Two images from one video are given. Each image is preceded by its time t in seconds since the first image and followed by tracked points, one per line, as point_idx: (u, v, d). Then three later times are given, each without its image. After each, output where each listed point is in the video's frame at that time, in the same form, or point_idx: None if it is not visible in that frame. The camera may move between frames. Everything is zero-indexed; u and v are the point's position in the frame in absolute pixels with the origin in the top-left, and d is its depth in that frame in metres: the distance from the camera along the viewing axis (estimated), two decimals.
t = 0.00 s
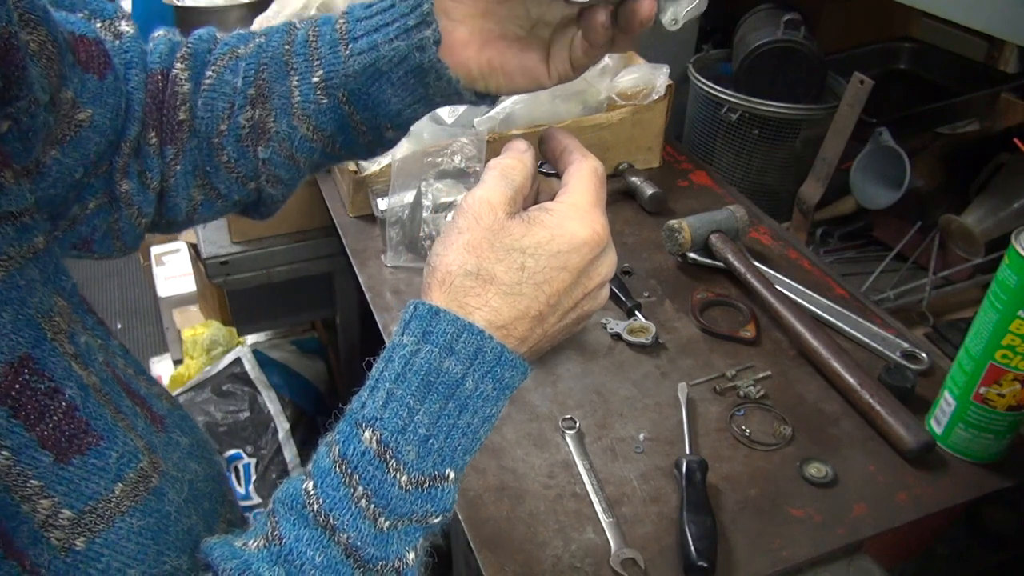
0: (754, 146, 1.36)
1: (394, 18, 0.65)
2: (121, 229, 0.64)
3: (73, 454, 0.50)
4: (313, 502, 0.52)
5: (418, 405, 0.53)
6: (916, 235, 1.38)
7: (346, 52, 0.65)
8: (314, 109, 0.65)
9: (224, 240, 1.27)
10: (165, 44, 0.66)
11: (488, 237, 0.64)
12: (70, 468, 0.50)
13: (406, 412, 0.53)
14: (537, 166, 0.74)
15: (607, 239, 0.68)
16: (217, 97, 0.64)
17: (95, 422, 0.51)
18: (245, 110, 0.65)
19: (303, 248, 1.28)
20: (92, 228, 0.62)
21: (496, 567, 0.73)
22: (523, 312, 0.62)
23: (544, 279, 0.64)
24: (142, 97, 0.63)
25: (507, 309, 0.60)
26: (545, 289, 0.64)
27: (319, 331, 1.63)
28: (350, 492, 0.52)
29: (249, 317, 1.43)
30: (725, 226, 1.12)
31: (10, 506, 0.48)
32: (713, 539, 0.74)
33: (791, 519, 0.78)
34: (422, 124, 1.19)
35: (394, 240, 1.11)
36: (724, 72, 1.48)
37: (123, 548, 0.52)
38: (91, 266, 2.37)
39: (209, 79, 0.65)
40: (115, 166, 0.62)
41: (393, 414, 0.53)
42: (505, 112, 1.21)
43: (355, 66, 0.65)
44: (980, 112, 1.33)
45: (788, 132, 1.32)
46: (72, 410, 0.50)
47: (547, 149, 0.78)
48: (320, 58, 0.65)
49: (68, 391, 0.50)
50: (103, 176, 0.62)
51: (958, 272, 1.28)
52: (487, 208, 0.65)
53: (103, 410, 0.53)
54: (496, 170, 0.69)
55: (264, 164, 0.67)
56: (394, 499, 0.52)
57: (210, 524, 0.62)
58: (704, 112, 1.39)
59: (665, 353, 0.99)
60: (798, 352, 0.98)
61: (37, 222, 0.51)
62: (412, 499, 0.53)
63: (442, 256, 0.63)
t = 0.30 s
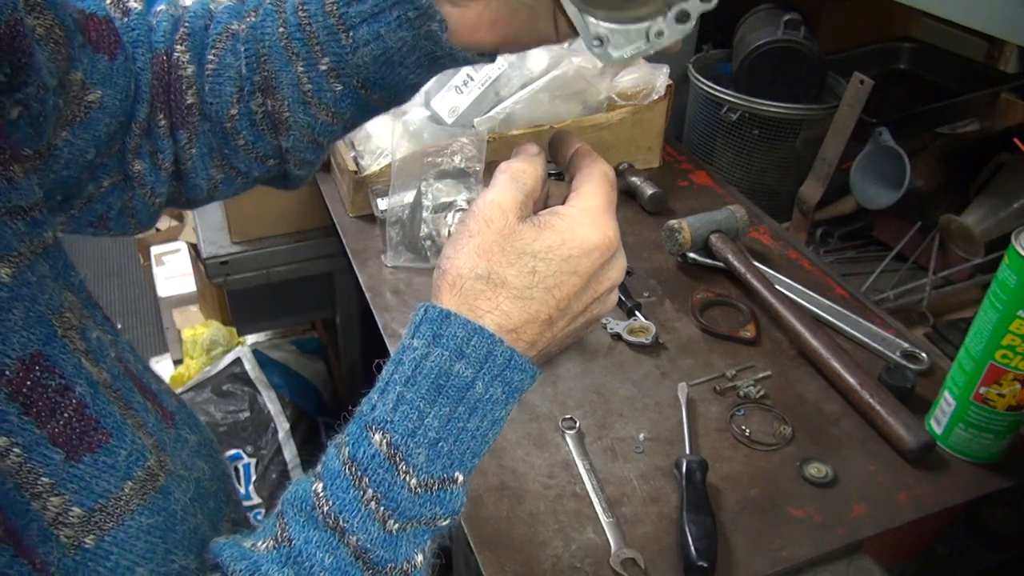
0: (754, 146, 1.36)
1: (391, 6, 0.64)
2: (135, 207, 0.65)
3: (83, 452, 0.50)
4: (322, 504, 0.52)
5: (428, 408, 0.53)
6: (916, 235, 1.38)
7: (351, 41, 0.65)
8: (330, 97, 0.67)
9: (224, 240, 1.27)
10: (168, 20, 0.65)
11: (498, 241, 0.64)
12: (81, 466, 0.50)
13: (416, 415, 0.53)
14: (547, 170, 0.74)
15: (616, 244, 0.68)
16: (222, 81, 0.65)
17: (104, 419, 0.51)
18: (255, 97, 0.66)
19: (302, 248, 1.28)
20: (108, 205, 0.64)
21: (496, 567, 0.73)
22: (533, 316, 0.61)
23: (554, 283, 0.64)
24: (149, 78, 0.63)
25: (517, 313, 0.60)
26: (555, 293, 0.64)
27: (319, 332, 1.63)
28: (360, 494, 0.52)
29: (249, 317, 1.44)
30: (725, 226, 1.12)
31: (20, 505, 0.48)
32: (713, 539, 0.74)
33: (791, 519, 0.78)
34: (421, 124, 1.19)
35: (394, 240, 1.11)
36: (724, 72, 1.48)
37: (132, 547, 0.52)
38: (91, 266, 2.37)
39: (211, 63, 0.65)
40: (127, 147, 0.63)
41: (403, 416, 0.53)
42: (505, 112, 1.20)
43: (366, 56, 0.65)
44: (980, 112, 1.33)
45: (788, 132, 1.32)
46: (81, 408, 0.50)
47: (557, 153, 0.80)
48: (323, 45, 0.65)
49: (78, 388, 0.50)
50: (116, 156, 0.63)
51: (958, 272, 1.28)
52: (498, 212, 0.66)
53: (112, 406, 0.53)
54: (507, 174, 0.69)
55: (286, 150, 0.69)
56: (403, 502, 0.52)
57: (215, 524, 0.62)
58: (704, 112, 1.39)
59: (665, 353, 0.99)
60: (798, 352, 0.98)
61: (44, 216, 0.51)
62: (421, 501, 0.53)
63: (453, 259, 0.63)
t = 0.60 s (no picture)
0: (754, 146, 1.36)
1: (382, 15, 0.63)
2: (137, 204, 0.66)
3: (92, 449, 0.50)
4: (330, 503, 0.52)
5: (436, 407, 0.54)
6: (916, 235, 1.38)
7: (349, 49, 0.65)
8: (330, 100, 0.67)
9: (224, 240, 1.27)
10: (166, 17, 0.65)
11: (505, 240, 0.64)
12: (90, 463, 0.50)
13: (424, 414, 0.53)
14: (552, 169, 0.74)
15: (623, 244, 0.68)
16: (219, 83, 0.65)
17: (112, 416, 0.51)
18: (253, 101, 0.66)
19: (302, 248, 1.28)
20: (109, 202, 0.64)
21: (496, 567, 0.73)
22: (539, 316, 0.61)
23: (560, 283, 0.64)
24: (148, 77, 0.63)
25: (523, 314, 0.60)
26: (561, 292, 0.64)
27: (319, 332, 1.61)
28: (368, 493, 0.52)
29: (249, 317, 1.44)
30: (725, 226, 1.12)
31: (30, 503, 0.48)
32: (713, 539, 0.74)
33: (791, 519, 0.78)
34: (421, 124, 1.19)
35: (394, 240, 1.11)
36: (724, 72, 1.48)
37: (140, 544, 0.52)
38: (91, 267, 2.37)
39: (207, 65, 0.65)
40: (127, 145, 0.63)
41: (411, 415, 0.53)
42: (505, 112, 1.20)
43: (363, 63, 0.65)
44: (980, 112, 1.33)
45: (788, 133, 1.32)
46: (90, 405, 0.50)
47: (563, 152, 0.77)
48: (318, 52, 0.65)
49: (86, 385, 0.50)
50: (116, 154, 0.63)
51: (958, 272, 1.28)
52: (505, 211, 0.65)
53: (119, 404, 0.53)
54: (513, 173, 0.69)
55: (289, 152, 0.70)
56: (411, 500, 0.52)
57: (220, 522, 0.62)
58: (704, 112, 1.39)
59: (665, 353, 0.99)
60: (798, 352, 0.98)
61: (49, 215, 0.52)
62: (428, 500, 0.53)
63: (459, 258, 0.63)
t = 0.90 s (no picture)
0: (754, 146, 1.36)
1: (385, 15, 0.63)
2: (140, 204, 0.65)
3: (100, 446, 0.50)
4: (337, 500, 0.52)
5: (442, 405, 0.53)
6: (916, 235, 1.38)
7: (353, 48, 0.65)
8: (333, 101, 0.67)
9: (224, 240, 1.27)
10: (170, 18, 0.65)
11: (511, 240, 0.64)
12: (98, 460, 0.50)
13: (430, 412, 0.53)
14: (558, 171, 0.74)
15: (627, 245, 0.67)
16: (224, 84, 0.65)
17: (119, 414, 0.51)
18: (257, 101, 0.67)
19: (302, 248, 1.28)
20: (113, 202, 0.64)
21: (496, 567, 0.73)
22: (544, 315, 0.61)
23: (566, 282, 0.64)
24: (152, 77, 0.64)
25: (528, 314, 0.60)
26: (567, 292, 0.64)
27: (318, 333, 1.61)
28: (374, 490, 0.52)
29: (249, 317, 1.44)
30: (725, 226, 1.12)
31: (39, 499, 0.47)
32: (713, 539, 0.74)
33: (791, 519, 0.78)
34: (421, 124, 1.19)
35: (394, 240, 1.11)
36: (724, 72, 1.48)
37: (146, 541, 0.52)
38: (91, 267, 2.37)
39: (211, 66, 0.65)
40: (131, 144, 0.63)
41: (417, 414, 0.53)
42: (504, 112, 1.20)
43: (367, 63, 0.65)
44: (980, 112, 1.35)
45: (788, 133, 1.32)
46: (97, 403, 0.50)
47: (566, 154, 0.78)
48: (323, 52, 0.65)
49: (94, 382, 0.50)
50: (120, 153, 0.63)
51: (958, 272, 1.28)
52: (510, 211, 0.65)
53: (126, 402, 0.53)
54: (518, 174, 0.69)
55: (292, 151, 0.70)
56: (417, 498, 0.52)
57: (226, 519, 0.61)
58: (704, 112, 1.39)
59: (665, 353, 0.99)
60: (798, 352, 0.98)
61: (55, 213, 0.52)
62: (434, 498, 0.53)
63: (466, 258, 0.63)
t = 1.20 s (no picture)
0: (754, 146, 1.36)
1: (402, 11, 0.66)
2: (139, 208, 0.65)
3: (105, 442, 0.50)
4: (343, 501, 0.52)
5: (450, 408, 0.53)
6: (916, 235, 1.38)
7: (357, 42, 0.66)
8: (325, 99, 0.67)
9: (224, 240, 1.27)
10: (178, 24, 0.66)
11: (527, 245, 0.64)
12: (103, 455, 0.50)
13: (438, 414, 0.53)
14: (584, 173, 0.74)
15: (646, 257, 0.67)
16: (229, 84, 0.66)
17: (124, 410, 0.51)
18: (259, 98, 0.66)
19: (302, 248, 1.28)
20: (109, 207, 0.64)
21: (496, 567, 0.73)
22: (556, 323, 0.61)
23: (579, 292, 0.63)
24: (157, 81, 0.64)
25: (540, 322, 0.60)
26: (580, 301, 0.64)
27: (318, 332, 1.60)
28: (381, 491, 0.52)
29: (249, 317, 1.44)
30: (725, 226, 1.12)
31: (44, 494, 0.48)
32: (713, 539, 0.74)
33: (791, 519, 0.78)
34: (422, 124, 1.20)
35: (394, 240, 1.11)
36: (724, 72, 1.48)
37: (151, 537, 0.52)
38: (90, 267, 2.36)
39: (219, 66, 0.66)
40: (132, 149, 0.63)
41: (425, 415, 0.53)
42: (505, 112, 1.20)
43: (366, 58, 0.66)
44: (980, 112, 1.34)
45: (788, 133, 1.32)
46: (103, 399, 0.50)
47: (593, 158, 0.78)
48: (330, 47, 0.66)
49: (99, 378, 0.50)
50: (121, 158, 0.63)
51: (958, 272, 1.28)
52: (529, 215, 0.65)
53: (132, 398, 0.53)
54: (542, 176, 0.69)
55: (279, 151, 0.69)
56: (424, 500, 0.52)
57: (229, 516, 0.61)
58: (704, 112, 1.39)
59: (665, 353, 0.99)
60: (798, 352, 0.98)
61: (60, 212, 0.52)
62: (441, 500, 0.53)
63: (480, 260, 0.63)
